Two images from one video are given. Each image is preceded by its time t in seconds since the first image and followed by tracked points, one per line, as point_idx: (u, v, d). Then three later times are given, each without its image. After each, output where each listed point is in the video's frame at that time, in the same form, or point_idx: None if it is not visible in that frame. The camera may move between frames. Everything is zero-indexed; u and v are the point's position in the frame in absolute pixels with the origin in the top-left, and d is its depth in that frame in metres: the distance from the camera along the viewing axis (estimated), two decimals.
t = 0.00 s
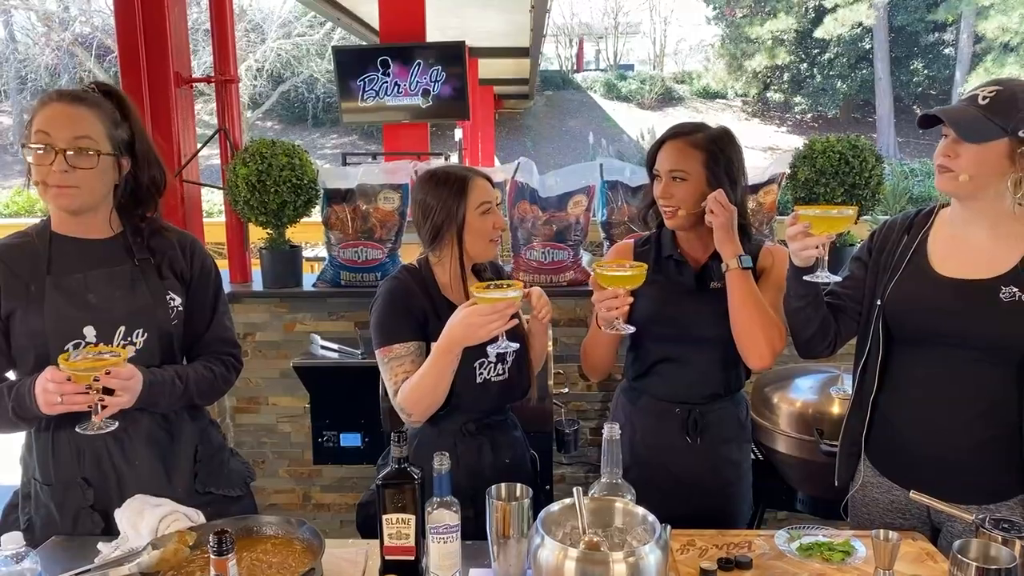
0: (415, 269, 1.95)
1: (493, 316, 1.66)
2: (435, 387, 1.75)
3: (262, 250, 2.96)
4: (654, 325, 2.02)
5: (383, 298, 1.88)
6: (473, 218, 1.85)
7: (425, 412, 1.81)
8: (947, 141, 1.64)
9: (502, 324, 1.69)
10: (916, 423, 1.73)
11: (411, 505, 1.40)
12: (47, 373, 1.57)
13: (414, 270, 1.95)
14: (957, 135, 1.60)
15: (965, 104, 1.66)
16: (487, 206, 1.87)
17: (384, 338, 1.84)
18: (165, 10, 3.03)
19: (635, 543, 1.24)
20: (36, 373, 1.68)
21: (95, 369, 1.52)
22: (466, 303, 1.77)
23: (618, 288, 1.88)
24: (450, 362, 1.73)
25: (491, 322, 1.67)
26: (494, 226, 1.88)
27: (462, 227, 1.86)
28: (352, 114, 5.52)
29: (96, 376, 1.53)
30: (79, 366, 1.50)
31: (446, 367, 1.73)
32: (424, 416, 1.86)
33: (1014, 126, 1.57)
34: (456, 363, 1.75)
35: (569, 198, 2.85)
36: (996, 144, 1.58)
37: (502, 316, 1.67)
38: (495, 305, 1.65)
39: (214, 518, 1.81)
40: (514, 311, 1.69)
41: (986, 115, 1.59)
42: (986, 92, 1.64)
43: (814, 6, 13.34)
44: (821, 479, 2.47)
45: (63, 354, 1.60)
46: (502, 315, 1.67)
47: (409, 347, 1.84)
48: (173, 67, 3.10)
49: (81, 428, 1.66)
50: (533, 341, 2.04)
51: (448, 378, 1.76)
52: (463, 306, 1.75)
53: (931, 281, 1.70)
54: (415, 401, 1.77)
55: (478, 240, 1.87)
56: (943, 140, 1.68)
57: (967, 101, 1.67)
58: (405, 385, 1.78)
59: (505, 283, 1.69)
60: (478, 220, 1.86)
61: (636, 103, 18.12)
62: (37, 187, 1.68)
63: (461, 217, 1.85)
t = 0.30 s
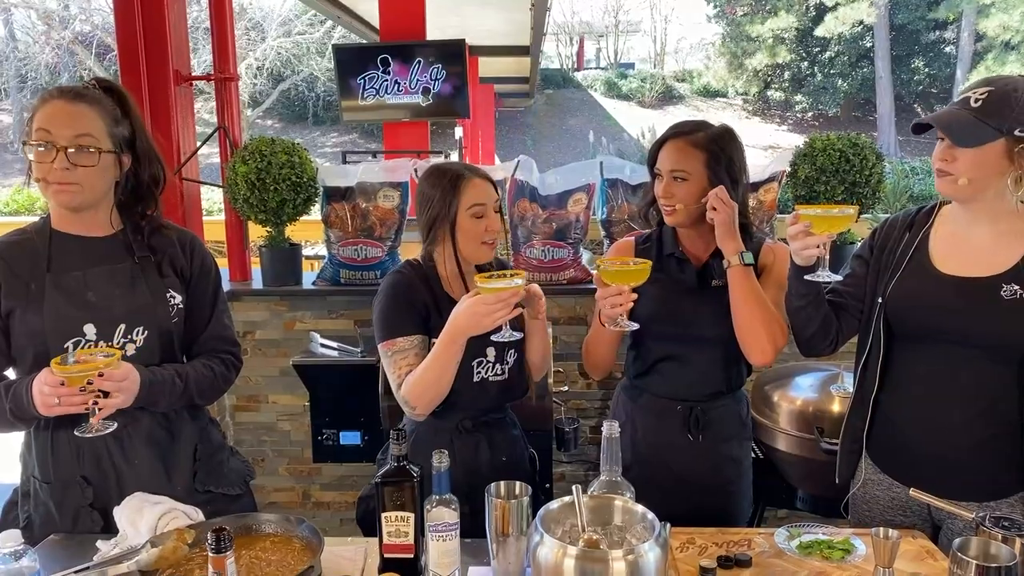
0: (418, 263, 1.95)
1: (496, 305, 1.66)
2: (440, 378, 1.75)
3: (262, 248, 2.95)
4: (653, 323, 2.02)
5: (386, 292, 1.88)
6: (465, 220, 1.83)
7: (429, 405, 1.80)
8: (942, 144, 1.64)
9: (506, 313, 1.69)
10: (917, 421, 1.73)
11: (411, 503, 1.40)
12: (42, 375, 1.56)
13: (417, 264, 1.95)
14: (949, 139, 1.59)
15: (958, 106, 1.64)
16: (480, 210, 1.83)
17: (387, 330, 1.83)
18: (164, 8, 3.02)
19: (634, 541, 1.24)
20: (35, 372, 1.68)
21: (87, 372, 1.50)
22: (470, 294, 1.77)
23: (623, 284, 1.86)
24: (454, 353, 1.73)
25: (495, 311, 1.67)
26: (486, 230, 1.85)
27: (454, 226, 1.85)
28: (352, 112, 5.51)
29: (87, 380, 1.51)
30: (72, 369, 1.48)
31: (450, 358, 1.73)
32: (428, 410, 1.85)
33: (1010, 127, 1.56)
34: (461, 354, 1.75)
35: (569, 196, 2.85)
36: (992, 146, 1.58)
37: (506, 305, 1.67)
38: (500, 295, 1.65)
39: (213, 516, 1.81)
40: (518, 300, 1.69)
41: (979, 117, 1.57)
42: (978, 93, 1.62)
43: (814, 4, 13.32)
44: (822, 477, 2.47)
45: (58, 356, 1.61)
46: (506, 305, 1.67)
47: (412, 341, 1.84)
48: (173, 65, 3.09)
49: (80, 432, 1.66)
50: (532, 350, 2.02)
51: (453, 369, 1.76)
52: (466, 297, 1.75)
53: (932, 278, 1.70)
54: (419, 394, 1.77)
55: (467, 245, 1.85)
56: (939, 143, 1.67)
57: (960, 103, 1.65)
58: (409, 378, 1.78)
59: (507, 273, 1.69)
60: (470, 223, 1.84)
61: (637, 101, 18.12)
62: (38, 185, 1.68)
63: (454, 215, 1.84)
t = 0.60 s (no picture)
0: (422, 260, 1.96)
1: (489, 302, 1.67)
2: (432, 374, 1.76)
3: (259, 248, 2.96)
4: (649, 324, 2.03)
5: (388, 288, 1.90)
6: (454, 231, 1.82)
7: (422, 401, 1.80)
8: (934, 146, 1.65)
9: (500, 310, 1.70)
10: (911, 421, 1.74)
11: (407, 503, 1.41)
12: (40, 377, 1.56)
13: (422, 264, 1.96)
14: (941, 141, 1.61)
15: (947, 108, 1.66)
16: (469, 220, 1.81)
17: (386, 325, 1.85)
18: (161, 9, 3.03)
19: (629, 540, 1.25)
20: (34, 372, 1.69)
21: (84, 376, 1.50)
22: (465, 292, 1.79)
23: (619, 286, 1.87)
24: (448, 349, 1.74)
25: (488, 308, 1.68)
26: (473, 241, 1.82)
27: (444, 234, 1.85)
28: (349, 113, 5.52)
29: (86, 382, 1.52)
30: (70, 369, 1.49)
31: (443, 354, 1.74)
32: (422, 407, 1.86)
33: (1000, 128, 1.58)
34: (454, 351, 1.75)
35: (566, 197, 2.86)
36: (984, 147, 1.59)
37: (498, 302, 1.68)
38: (492, 292, 1.66)
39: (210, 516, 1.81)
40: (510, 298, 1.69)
41: (968, 119, 1.59)
42: (968, 96, 1.64)
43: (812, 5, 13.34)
44: (817, 476, 2.48)
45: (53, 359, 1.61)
46: (499, 302, 1.68)
47: (410, 336, 1.84)
48: (170, 66, 3.09)
49: (77, 433, 1.66)
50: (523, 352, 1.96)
51: (446, 366, 1.77)
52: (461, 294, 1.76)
53: (926, 278, 1.71)
54: (412, 389, 1.78)
55: (456, 254, 1.85)
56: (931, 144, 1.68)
57: (950, 105, 1.68)
58: (403, 372, 1.79)
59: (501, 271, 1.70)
60: (459, 234, 1.82)
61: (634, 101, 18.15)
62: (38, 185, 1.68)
63: (446, 218, 1.83)
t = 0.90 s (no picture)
0: (415, 258, 1.95)
1: (469, 303, 1.67)
2: (415, 373, 1.76)
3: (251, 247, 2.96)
4: (639, 322, 2.03)
5: (380, 285, 1.90)
6: (444, 241, 1.81)
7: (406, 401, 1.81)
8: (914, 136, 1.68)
9: (481, 312, 1.70)
10: (899, 418, 1.74)
11: (394, 500, 1.40)
12: (25, 374, 1.55)
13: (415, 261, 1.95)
14: (921, 129, 1.63)
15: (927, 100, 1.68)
16: (457, 229, 1.78)
17: (375, 323, 1.86)
18: (153, 6, 3.02)
19: (615, 536, 1.24)
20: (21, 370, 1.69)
21: (69, 373, 1.48)
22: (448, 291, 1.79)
23: (608, 284, 1.88)
24: (431, 349, 1.75)
25: (470, 309, 1.68)
26: (462, 251, 1.80)
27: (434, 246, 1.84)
28: (344, 112, 5.51)
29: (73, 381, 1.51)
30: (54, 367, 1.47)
31: (427, 354, 1.75)
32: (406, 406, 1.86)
33: (976, 118, 1.59)
34: (437, 351, 1.76)
35: (558, 195, 2.86)
36: (960, 136, 1.61)
37: (480, 304, 1.68)
38: (473, 293, 1.66)
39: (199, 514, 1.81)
40: (492, 300, 1.69)
41: (945, 108, 1.61)
42: (947, 88, 1.66)
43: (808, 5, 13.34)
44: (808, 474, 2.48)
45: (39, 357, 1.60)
46: (481, 304, 1.68)
47: (398, 336, 1.85)
48: (162, 64, 3.09)
49: (63, 431, 1.64)
50: (510, 357, 1.94)
51: (429, 366, 1.77)
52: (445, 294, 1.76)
53: (914, 275, 1.72)
54: (395, 389, 1.78)
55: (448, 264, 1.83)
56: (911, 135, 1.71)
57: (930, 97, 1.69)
58: (388, 371, 1.80)
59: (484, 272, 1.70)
60: (449, 243, 1.80)
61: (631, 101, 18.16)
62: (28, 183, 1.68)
63: (437, 226, 1.82)
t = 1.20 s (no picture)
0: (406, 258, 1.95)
1: (453, 309, 1.67)
2: (398, 376, 1.77)
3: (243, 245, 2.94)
4: (632, 317, 2.03)
5: (369, 284, 1.90)
6: (431, 245, 1.80)
7: (391, 402, 1.82)
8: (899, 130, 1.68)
9: (465, 318, 1.70)
10: (891, 413, 1.74)
11: (385, 495, 1.40)
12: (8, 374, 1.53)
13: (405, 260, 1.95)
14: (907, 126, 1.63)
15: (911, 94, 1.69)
16: (445, 235, 1.78)
17: (362, 323, 1.87)
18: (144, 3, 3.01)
19: (605, 531, 1.23)
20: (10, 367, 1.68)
21: (51, 374, 1.47)
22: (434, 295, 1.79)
23: (600, 276, 1.87)
24: (415, 352, 1.75)
25: (453, 315, 1.68)
26: (450, 257, 1.78)
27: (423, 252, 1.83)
28: (339, 110, 5.49)
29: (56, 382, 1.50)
30: (35, 369, 1.46)
31: (410, 357, 1.75)
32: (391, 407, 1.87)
33: (959, 113, 1.60)
34: (422, 355, 1.76)
35: (551, 192, 2.86)
36: (942, 131, 1.62)
37: (463, 310, 1.68)
38: (457, 299, 1.66)
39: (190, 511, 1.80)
40: (476, 307, 1.69)
41: (930, 104, 1.62)
42: (932, 82, 1.66)
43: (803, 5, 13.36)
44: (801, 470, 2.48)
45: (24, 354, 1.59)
46: (464, 309, 1.67)
47: (385, 337, 1.86)
48: (154, 61, 3.08)
49: (46, 431, 1.61)
50: (498, 358, 1.94)
51: (413, 369, 1.78)
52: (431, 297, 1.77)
53: (906, 270, 1.72)
54: (379, 391, 1.79)
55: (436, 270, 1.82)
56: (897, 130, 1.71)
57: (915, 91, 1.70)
58: (372, 373, 1.81)
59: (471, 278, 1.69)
60: (436, 249, 1.79)
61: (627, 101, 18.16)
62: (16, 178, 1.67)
63: (425, 229, 1.81)
